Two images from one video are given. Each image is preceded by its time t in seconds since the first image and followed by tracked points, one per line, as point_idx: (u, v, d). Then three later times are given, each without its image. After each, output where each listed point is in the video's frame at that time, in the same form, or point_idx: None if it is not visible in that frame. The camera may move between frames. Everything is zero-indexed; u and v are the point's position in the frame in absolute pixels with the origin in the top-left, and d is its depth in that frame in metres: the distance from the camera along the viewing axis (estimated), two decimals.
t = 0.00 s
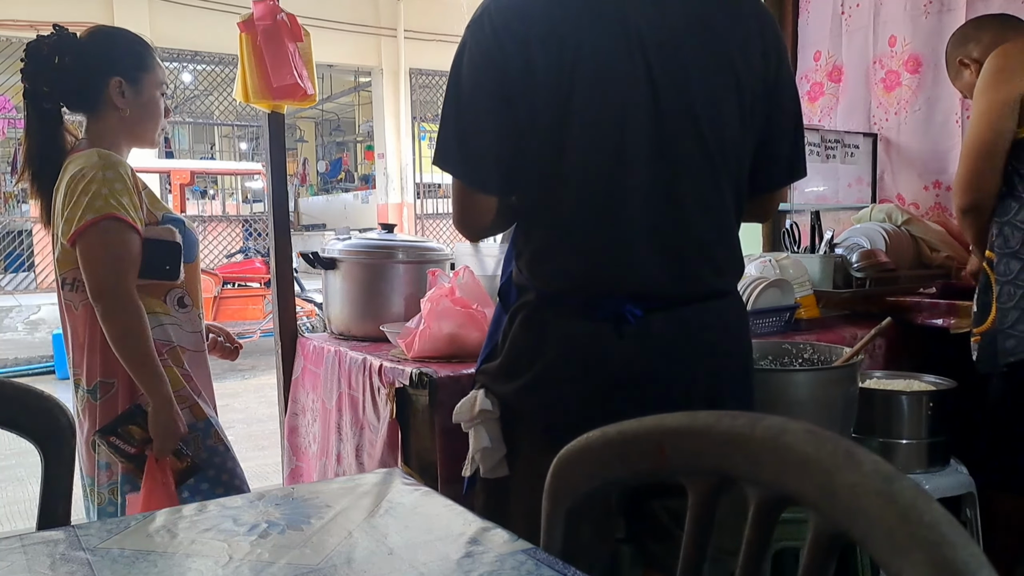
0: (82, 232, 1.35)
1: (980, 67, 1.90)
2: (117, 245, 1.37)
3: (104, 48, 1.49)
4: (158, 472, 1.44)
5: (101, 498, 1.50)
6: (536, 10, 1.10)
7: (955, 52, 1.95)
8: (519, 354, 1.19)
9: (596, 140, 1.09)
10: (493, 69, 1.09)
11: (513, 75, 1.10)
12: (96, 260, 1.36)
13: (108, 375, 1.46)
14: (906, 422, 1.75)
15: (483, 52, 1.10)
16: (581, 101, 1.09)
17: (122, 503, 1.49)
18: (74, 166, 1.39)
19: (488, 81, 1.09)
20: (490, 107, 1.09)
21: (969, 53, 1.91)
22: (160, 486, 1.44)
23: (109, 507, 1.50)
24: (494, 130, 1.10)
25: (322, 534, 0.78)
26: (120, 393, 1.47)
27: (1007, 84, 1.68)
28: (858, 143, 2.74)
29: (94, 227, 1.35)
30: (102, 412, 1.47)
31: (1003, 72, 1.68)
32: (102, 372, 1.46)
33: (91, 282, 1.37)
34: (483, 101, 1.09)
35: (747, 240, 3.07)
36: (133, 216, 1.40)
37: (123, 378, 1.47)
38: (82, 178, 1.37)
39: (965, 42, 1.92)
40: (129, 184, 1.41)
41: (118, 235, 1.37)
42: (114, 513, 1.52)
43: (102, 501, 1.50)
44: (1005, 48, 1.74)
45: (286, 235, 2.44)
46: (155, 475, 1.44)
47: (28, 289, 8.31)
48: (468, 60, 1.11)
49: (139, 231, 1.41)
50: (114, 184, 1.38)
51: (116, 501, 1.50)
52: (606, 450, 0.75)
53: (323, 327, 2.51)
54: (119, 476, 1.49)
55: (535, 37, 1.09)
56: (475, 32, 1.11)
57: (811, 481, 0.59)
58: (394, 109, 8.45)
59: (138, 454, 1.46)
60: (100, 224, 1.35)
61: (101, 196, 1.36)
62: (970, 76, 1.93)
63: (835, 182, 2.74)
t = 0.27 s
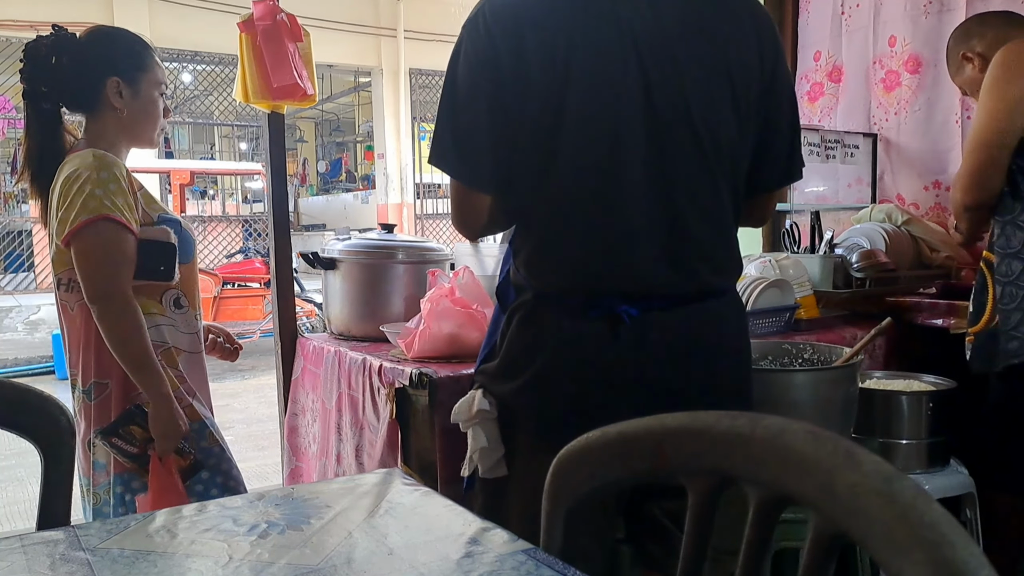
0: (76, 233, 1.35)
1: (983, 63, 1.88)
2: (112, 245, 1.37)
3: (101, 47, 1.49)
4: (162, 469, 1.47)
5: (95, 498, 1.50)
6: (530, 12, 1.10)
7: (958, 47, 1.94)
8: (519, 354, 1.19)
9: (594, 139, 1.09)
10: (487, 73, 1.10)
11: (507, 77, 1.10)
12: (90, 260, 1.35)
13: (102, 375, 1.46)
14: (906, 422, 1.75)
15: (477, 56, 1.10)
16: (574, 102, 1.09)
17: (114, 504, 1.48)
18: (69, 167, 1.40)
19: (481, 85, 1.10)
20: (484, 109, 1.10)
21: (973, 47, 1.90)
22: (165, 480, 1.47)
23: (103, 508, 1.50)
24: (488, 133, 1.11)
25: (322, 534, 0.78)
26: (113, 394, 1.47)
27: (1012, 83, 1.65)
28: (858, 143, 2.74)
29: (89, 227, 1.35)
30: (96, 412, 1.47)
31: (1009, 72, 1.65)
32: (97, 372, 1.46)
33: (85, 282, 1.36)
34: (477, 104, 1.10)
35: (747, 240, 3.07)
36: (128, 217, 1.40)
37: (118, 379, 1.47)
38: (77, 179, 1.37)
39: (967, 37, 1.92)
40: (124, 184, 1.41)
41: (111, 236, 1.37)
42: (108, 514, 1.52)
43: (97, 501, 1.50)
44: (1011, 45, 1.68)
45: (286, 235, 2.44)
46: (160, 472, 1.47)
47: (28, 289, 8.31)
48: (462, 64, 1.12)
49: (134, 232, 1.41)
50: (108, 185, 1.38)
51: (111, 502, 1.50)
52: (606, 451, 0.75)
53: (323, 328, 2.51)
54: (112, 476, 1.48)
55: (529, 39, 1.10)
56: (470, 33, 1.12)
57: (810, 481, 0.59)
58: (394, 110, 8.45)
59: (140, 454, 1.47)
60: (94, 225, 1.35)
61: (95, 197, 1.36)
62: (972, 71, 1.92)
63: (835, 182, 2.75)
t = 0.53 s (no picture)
0: (75, 233, 1.35)
1: (983, 61, 1.89)
2: (110, 245, 1.37)
3: (99, 47, 1.49)
4: (164, 467, 1.48)
5: (93, 499, 1.50)
6: (528, 14, 1.10)
7: (956, 46, 1.93)
8: (519, 354, 1.19)
9: (593, 139, 1.09)
10: (484, 75, 1.11)
11: (504, 80, 1.11)
12: (89, 260, 1.35)
13: (101, 375, 1.46)
14: (906, 422, 1.75)
15: (474, 58, 1.11)
16: (571, 102, 1.09)
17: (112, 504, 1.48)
18: (68, 168, 1.40)
19: (478, 87, 1.11)
20: (481, 111, 1.11)
21: (972, 45, 1.90)
22: (166, 478, 1.48)
23: (102, 508, 1.50)
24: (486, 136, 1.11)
25: (322, 534, 0.78)
26: (113, 394, 1.47)
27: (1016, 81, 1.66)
28: (858, 143, 2.74)
29: (87, 227, 1.35)
30: (95, 411, 1.47)
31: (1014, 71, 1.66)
32: (97, 372, 1.46)
33: (84, 282, 1.36)
34: (474, 107, 1.10)
35: (747, 240, 3.07)
36: (127, 217, 1.40)
37: (117, 379, 1.47)
38: (76, 179, 1.37)
39: (965, 36, 1.91)
40: (123, 184, 1.41)
41: (110, 236, 1.37)
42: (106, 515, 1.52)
43: (95, 501, 1.50)
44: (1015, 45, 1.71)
45: (286, 234, 2.44)
46: (162, 470, 1.48)
47: (28, 289, 8.31)
48: (460, 67, 1.13)
49: (133, 232, 1.41)
50: (107, 185, 1.38)
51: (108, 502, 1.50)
52: (606, 451, 0.75)
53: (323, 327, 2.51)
54: (110, 477, 1.48)
55: (526, 41, 1.10)
56: (468, 35, 1.12)
57: (810, 481, 0.59)
58: (394, 110, 8.45)
59: (141, 453, 1.47)
60: (93, 225, 1.35)
61: (94, 197, 1.36)
62: (971, 70, 1.92)
63: (835, 182, 2.74)
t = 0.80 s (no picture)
0: (76, 234, 1.36)
1: (981, 60, 1.89)
2: (110, 246, 1.37)
3: (97, 48, 1.49)
4: (157, 471, 1.47)
5: (95, 499, 1.51)
6: (527, 18, 1.12)
7: (952, 46, 1.93)
8: (519, 353, 1.19)
9: (590, 140, 1.10)
10: (484, 78, 1.13)
11: (504, 82, 1.12)
12: (89, 260, 1.36)
13: (104, 375, 1.47)
14: (906, 422, 1.75)
15: (474, 61, 1.13)
16: (569, 104, 1.10)
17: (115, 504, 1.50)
18: (69, 169, 1.40)
19: (478, 90, 1.13)
20: (480, 113, 1.13)
21: (969, 45, 1.90)
22: (158, 482, 1.47)
23: (103, 509, 1.51)
24: (485, 138, 1.13)
25: (322, 534, 0.78)
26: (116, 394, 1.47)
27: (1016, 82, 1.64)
28: (858, 143, 2.75)
29: (87, 229, 1.35)
30: (98, 411, 1.47)
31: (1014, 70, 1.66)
32: (99, 372, 1.47)
33: (84, 282, 1.37)
34: (473, 109, 1.13)
35: (747, 240, 3.07)
36: (127, 217, 1.40)
37: (119, 379, 1.47)
38: (76, 180, 1.38)
39: (962, 35, 1.91)
40: (123, 185, 1.41)
41: (110, 237, 1.37)
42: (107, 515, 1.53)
43: (96, 502, 1.51)
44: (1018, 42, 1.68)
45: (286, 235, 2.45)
46: (154, 473, 1.46)
47: (29, 289, 8.32)
48: (461, 70, 1.15)
49: (133, 232, 1.41)
50: (107, 185, 1.38)
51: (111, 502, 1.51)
52: (607, 450, 0.75)
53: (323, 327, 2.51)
54: (112, 477, 1.50)
55: (525, 44, 1.12)
56: (470, 38, 1.15)
57: (810, 481, 0.59)
58: (394, 110, 8.45)
59: (137, 454, 1.46)
60: (93, 226, 1.36)
61: (93, 198, 1.37)
62: (968, 70, 1.92)
63: (835, 182, 2.77)
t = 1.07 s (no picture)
0: (77, 234, 1.36)
1: (978, 62, 1.89)
2: (112, 246, 1.37)
3: (94, 49, 1.49)
4: (154, 471, 1.47)
5: (105, 496, 1.52)
6: (530, 20, 1.13)
7: (948, 47, 1.93)
8: (518, 353, 1.20)
9: (590, 142, 1.10)
10: (486, 79, 1.14)
11: (506, 83, 1.14)
12: (91, 260, 1.36)
13: (108, 375, 1.47)
14: (906, 422, 1.75)
15: (477, 63, 1.15)
16: (569, 106, 1.11)
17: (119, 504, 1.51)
18: (71, 169, 1.41)
19: (480, 91, 1.14)
20: (482, 114, 1.14)
21: (965, 46, 1.89)
22: (155, 483, 1.47)
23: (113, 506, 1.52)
24: (488, 137, 1.15)
25: (322, 534, 0.78)
26: (119, 394, 1.48)
27: (1016, 80, 1.65)
28: (857, 144, 2.75)
29: (89, 229, 1.36)
30: (101, 411, 1.48)
31: (1013, 70, 1.65)
32: (102, 373, 1.47)
33: (86, 282, 1.37)
34: (474, 110, 1.14)
35: (747, 240, 3.08)
36: (128, 218, 1.41)
37: (122, 379, 1.48)
38: (77, 181, 1.38)
39: (959, 37, 1.90)
40: (124, 185, 1.42)
41: (111, 237, 1.37)
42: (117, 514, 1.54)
43: (107, 500, 1.52)
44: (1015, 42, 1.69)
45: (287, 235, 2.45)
46: (151, 473, 1.47)
47: (30, 289, 8.33)
48: (466, 72, 1.17)
49: (134, 232, 1.41)
50: (107, 186, 1.39)
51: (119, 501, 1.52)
52: (606, 450, 0.76)
53: (324, 327, 2.51)
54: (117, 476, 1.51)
55: (527, 46, 1.13)
56: (476, 38, 1.16)
57: (810, 481, 0.60)
58: (394, 110, 8.45)
59: (136, 455, 1.46)
60: (94, 226, 1.36)
61: (94, 198, 1.37)
62: (965, 72, 1.91)
63: (835, 183, 2.84)
